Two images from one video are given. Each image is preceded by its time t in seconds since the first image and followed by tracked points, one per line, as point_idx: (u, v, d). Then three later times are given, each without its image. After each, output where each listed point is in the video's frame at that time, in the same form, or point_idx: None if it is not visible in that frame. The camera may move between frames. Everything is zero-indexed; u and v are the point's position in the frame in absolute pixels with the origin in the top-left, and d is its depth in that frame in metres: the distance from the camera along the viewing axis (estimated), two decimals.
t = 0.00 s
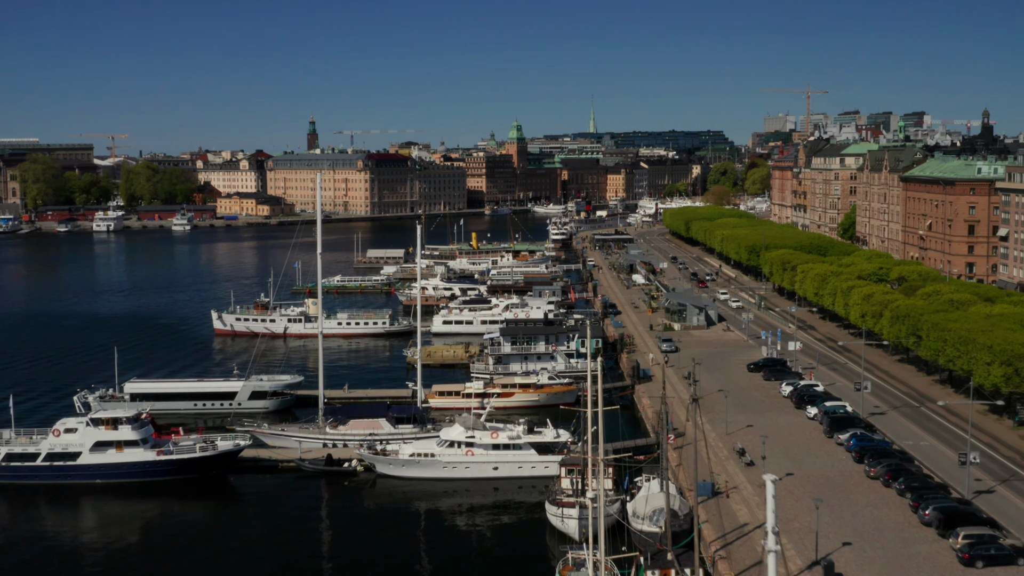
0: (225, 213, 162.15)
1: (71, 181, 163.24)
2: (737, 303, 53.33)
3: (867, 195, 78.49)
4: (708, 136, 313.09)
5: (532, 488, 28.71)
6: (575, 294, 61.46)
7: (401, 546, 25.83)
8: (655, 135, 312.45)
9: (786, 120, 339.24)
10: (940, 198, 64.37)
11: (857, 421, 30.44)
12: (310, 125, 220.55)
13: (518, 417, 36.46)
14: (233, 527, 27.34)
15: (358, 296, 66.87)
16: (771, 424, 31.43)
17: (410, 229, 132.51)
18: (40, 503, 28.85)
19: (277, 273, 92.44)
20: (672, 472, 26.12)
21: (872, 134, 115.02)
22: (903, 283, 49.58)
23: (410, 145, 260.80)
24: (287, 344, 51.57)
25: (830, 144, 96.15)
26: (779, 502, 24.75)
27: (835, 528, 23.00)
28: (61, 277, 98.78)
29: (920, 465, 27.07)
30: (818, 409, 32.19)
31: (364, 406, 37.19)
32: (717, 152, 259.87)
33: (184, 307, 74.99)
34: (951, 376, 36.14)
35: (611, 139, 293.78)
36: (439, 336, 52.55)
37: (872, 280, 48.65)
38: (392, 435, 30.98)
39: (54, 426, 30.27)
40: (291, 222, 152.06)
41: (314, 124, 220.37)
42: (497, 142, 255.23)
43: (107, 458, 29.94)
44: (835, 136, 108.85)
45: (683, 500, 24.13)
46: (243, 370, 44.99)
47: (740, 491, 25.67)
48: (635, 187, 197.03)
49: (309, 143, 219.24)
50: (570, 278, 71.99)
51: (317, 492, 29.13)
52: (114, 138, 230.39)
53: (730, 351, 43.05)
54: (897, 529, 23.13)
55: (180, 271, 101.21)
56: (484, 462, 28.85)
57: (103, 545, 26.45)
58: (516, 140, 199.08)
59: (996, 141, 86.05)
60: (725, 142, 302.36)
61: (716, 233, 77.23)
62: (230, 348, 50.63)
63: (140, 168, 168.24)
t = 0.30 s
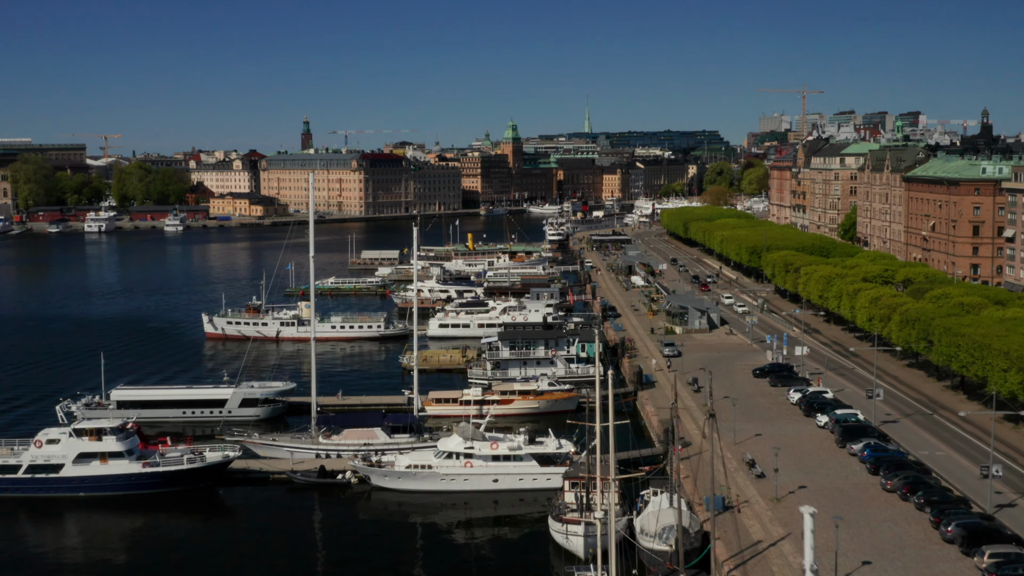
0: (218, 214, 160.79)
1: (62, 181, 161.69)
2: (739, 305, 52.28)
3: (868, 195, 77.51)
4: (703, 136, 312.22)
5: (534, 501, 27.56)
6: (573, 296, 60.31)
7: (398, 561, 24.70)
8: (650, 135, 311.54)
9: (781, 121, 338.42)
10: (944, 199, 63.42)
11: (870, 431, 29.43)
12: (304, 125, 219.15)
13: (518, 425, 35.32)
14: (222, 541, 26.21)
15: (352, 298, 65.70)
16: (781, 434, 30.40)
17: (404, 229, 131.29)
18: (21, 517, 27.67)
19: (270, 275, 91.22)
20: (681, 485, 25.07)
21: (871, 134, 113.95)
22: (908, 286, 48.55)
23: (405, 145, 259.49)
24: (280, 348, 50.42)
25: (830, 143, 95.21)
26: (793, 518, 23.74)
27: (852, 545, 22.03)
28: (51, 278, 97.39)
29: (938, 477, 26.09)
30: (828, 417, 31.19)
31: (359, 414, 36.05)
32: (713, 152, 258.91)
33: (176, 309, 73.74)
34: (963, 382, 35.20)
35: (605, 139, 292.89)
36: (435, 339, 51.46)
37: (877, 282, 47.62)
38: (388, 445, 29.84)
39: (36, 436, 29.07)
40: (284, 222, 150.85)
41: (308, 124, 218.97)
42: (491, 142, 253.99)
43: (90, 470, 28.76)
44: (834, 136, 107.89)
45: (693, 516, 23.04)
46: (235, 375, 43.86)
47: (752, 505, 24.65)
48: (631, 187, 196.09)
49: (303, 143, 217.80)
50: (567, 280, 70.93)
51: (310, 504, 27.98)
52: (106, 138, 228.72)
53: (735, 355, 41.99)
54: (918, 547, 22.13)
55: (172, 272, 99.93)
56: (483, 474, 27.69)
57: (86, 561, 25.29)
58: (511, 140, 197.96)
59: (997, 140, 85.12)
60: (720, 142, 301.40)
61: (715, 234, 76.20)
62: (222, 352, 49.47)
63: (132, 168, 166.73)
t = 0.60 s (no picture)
0: (210, 214, 159.44)
1: (53, 181, 160.18)
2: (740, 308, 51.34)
3: (869, 195, 76.50)
4: (698, 135, 311.26)
5: (535, 514, 26.45)
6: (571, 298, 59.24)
7: None
8: (645, 134, 310.80)
9: (776, 121, 337.67)
10: (947, 199, 62.39)
11: (885, 441, 28.40)
12: (297, 124, 217.81)
13: (517, 433, 34.18)
14: (210, 558, 25.08)
15: (346, 301, 64.57)
16: (791, 444, 29.37)
17: (399, 230, 130.13)
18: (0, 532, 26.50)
19: (264, 277, 90.01)
20: (690, 498, 24.02)
21: (870, 133, 112.88)
22: (915, 288, 47.49)
23: (399, 144, 258.21)
24: (272, 352, 49.28)
25: (830, 143, 94.17)
26: (807, 535, 22.75)
27: (871, 565, 21.03)
28: (41, 280, 96.04)
29: (957, 490, 25.10)
30: (840, 425, 30.17)
31: (352, 422, 34.88)
32: (709, 152, 257.96)
33: (168, 311, 72.57)
34: (976, 389, 34.20)
35: (600, 139, 292.04)
36: (431, 342, 50.34)
37: (883, 285, 46.55)
38: (383, 455, 28.71)
39: (16, 448, 27.89)
40: (277, 223, 149.62)
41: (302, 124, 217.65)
42: (486, 141, 252.76)
43: (73, 483, 27.57)
44: (833, 136, 106.90)
45: (704, 532, 22.04)
46: (226, 381, 42.74)
47: (764, 520, 23.63)
48: (627, 187, 195.11)
49: (297, 143, 216.45)
50: (565, 281, 69.85)
51: (302, 517, 26.85)
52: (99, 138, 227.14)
53: (738, 360, 40.94)
54: (941, 566, 21.10)
55: (164, 274, 98.70)
56: (482, 487, 26.54)
57: None
58: (506, 139, 196.84)
59: (998, 139, 84.12)
60: (716, 142, 300.45)
61: (714, 234, 75.18)
62: (212, 357, 48.33)
63: (124, 168, 165.28)
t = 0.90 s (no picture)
0: (202, 214, 157.99)
1: (42, 182, 158.57)
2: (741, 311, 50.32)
3: (869, 195, 75.52)
4: (692, 136, 310.41)
5: (536, 529, 25.35)
6: (568, 301, 58.14)
7: None
8: (638, 134, 310.02)
9: (771, 120, 336.92)
10: (950, 199, 61.41)
11: (899, 450, 27.42)
12: (289, 124, 216.36)
13: (516, 442, 33.03)
14: None
15: (339, 303, 63.40)
16: (801, 454, 28.32)
17: (392, 231, 128.96)
18: None
19: (255, 279, 88.75)
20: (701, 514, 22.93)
21: (867, 133, 111.92)
22: (920, 290, 46.48)
23: (392, 143, 256.87)
24: (263, 356, 48.09)
25: (828, 142, 93.16)
26: (824, 553, 21.70)
27: None
28: (29, 282, 94.57)
29: (977, 504, 24.09)
30: (851, 434, 29.12)
31: (345, 431, 33.73)
32: (703, 152, 256.88)
33: (158, 314, 71.26)
34: (988, 395, 33.20)
35: (594, 138, 291.22)
36: (426, 346, 49.20)
37: (889, 287, 45.53)
38: (377, 467, 27.60)
39: None
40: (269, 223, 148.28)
41: (294, 124, 216.22)
42: (479, 141, 251.55)
43: (54, 497, 26.38)
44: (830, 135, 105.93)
45: (716, 552, 20.92)
46: (215, 388, 41.56)
47: (778, 537, 22.56)
48: (621, 187, 194.06)
49: (290, 143, 214.89)
50: (561, 283, 68.75)
51: (292, 533, 25.70)
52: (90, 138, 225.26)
53: (742, 365, 39.86)
54: None
55: (154, 275, 97.32)
56: (481, 502, 25.43)
57: None
58: (500, 139, 195.66)
59: (998, 138, 83.19)
60: (710, 142, 299.38)
61: (712, 235, 74.12)
62: (202, 361, 47.14)
63: (115, 168, 163.71)
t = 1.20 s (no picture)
0: (192, 215, 156.63)
1: (32, 183, 157.07)
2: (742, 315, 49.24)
3: (868, 196, 74.54)
4: (685, 136, 309.64)
5: (536, 545, 24.24)
6: (565, 303, 57.09)
7: None
8: (632, 135, 309.10)
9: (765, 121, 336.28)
10: (952, 199, 60.39)
11: (913, 462, 26.39)
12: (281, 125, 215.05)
13: (514, 451, 31.89)
14: None
15: (331, 306, 62.23)
16: (810, 466, 27.28)
17: (385, 231, 127.82)
18: None
19: (246, 281, 87.54)
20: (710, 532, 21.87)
21: (864, 133, 110.93)
22: (926, 293, 45.50)
23: (384, 144, 255.58)
24: (252, 361, 46.93)
25: (825, 142, 92.17)
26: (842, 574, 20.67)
27: None
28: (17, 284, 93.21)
29: (999, 519, 23.08)
30: (863, 445, 28.05)
31: (337, 440, 32.56)
32: (697, 152, 255.90)
33: (146, 316, 70.02)
34: (1001, 402, 32.19)
35: (588, 139, 290.40)
36: (420, 351, 48.10)
37: (893, 290, 44.54)
38: (370, 481, 26.47)
39: None
40: (260, 224, 146.97)
41: (286, 124, 214.90)
42: (472, 142, 250.46)
43: (31, 513, 25.15)
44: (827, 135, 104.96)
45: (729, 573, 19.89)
46: (203, 395, 40.42)
47: (792, 556, 21.53)
48: (615, 188, 193.05)
49: (281, 143, 213.46)
50: (557, 285, 67.69)
51: (281, 551, 24.53)
52: (80, 139, 223.69)
53: (745, 370, 38.78)
54: None
55: (144, 277, 96.03)
56: (479, 517, 24.28)
57: None
58: (494, 139, 194.61)
59: (997, 138, 82.25)
60: (703, 142, 298.51)
61: (710, 236, 73.11)
62: (190, 366, 45.98)
63: (105, 169, 162.24)
